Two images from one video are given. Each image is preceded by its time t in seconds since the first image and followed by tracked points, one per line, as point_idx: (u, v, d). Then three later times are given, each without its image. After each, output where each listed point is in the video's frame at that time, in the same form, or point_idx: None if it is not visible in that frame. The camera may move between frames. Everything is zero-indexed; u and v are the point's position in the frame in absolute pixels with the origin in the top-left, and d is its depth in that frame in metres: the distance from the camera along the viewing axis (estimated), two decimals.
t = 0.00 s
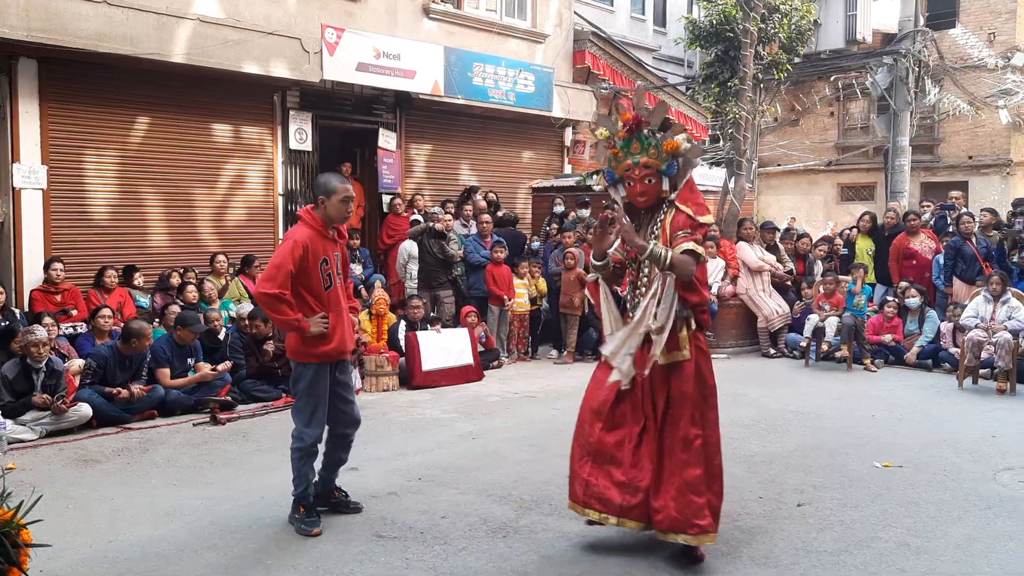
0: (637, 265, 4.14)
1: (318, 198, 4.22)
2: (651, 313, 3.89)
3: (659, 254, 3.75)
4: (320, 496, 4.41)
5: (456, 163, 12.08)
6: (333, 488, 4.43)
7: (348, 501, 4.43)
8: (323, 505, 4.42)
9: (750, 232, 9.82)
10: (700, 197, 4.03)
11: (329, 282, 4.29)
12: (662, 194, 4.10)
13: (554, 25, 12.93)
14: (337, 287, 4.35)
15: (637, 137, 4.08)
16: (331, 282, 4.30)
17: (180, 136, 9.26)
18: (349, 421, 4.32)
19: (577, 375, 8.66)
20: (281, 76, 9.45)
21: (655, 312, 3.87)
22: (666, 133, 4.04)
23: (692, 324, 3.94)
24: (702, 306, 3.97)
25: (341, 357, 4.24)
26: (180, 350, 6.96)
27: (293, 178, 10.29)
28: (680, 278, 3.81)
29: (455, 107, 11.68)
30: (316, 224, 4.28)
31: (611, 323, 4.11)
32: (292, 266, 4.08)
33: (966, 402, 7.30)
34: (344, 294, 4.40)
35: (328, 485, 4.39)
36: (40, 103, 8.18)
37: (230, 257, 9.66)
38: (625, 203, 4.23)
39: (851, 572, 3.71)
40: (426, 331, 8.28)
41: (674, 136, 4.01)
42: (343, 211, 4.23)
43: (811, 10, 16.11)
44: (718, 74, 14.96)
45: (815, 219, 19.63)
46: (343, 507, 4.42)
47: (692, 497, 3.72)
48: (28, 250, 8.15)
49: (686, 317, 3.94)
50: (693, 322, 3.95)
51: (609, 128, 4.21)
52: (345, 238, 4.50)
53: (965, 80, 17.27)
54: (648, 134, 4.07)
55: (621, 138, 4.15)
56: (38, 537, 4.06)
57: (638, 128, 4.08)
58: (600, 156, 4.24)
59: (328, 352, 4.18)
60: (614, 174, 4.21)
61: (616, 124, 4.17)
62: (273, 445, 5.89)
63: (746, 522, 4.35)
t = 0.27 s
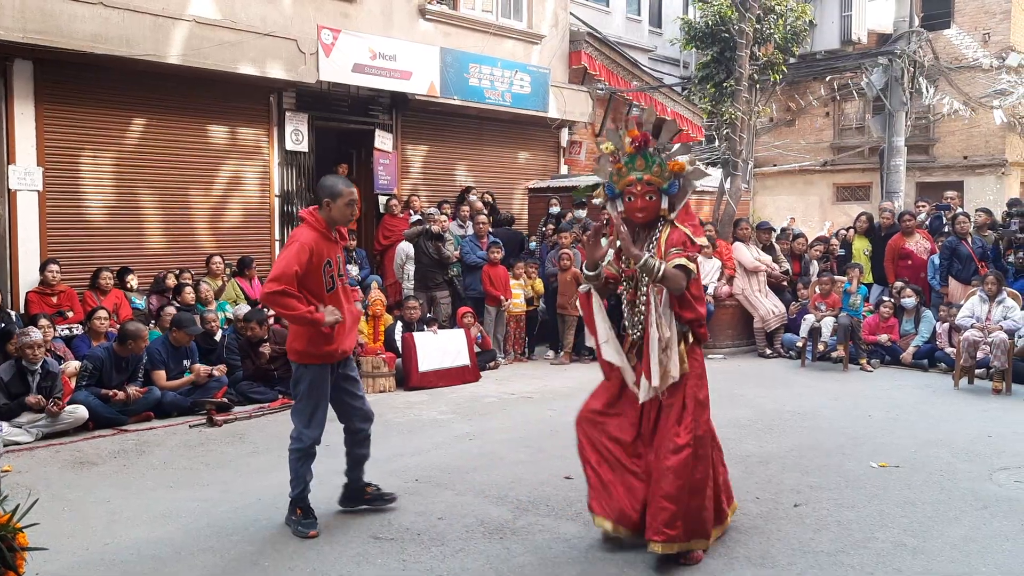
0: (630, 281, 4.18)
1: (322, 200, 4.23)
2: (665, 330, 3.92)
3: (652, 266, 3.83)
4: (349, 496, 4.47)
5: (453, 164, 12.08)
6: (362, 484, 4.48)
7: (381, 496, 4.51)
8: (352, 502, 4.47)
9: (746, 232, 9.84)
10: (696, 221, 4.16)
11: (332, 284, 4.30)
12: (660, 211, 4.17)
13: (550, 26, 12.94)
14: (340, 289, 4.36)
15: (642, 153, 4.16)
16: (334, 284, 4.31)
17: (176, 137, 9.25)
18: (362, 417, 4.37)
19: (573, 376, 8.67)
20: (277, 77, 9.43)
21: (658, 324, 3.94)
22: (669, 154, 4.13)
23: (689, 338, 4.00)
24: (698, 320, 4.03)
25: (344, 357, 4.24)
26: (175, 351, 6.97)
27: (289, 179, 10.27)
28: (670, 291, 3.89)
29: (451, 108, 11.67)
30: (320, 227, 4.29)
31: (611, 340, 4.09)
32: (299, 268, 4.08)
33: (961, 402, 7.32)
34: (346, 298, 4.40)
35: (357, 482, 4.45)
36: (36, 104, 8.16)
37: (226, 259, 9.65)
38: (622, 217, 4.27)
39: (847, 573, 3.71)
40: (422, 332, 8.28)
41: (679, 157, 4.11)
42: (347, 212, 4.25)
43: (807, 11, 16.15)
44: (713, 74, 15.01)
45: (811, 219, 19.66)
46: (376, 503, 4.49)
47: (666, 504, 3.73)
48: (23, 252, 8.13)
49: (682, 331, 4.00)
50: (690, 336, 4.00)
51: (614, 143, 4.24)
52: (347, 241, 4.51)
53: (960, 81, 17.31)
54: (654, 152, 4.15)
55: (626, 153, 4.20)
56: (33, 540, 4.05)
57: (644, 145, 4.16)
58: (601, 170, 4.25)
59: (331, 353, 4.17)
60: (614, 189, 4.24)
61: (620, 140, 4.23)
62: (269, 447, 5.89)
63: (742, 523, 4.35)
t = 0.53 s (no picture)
0: (605, 272, 4.32)
1: (338, 203, 4.20)
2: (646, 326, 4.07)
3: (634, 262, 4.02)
4: (372, 501, 4.46)
5: (450, 165, 12.07)
6: (383, 490, 4.46)
7: (403, 501, 4.49)
8: (375, 509, 4.46)
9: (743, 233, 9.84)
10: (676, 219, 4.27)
11: (348, 287, 4.30)
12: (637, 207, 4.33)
13: (547, 26, 12.94)
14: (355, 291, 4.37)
15: (621, 150, 4.29)
16: (351, 287, 4.32)
17: (173, 139, 9.24)
18: (372, 420, 4.36)
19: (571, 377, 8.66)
20: (273, 79, 9.42)
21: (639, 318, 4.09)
22: (648, 151, 4.26)
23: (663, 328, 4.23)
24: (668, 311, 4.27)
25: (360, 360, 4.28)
26: (173, 354, 6.94)
27: (286, 181, 10.26)
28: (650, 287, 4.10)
29: (448, 109, 11.67)
30: (336, 230, 4.26)
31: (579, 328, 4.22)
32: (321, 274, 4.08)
33: (958, 402, 7.34)
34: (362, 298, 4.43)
35: (377, 486, 4.43)
36: (32, 106, 8.14)
37: (223, 260, 9.63)
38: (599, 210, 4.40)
39: (846, 573, 3.71)
40: (420, 333, 8.27)
41: (655, 153, 4.24)
42: (363, 216, 4.24)
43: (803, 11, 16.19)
44: (710, 75, 14.97)
45: (808, 219, 19.67)
46: (399, 507, 4.47)
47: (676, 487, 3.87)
48: (20, 254, 8.11)
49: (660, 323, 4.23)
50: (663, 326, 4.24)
51: (593, 139, 4.36)
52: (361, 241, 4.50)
53: (956, 81, 17.34)
54: (631, 148, 4.28)
55: (605, 149, 4.32)
56: (31, 543, 4.03)
57: (623, 142, 4.29)
58: (580, 164, 4.39)
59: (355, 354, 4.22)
60: (593, 182, 4.37)
61: (599, 136, 4.36)
62: (267, 448, 5.87)
63: (742, 523, 4.35)
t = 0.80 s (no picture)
0: (582, 266, 4.58)
1: (365, 203, 4.26)
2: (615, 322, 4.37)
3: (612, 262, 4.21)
4: (371, 502, 4.45)
5: (448, 166, 12.07)
6: (383, 491, 4.46)
7: (403, 502, 4.49)
8: (375, 509, 4.45)
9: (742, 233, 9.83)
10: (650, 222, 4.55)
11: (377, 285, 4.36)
12: (617, 205, 4.53)
13: (545, 27, 12.94)
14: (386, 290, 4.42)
15: (606, 149, 4.50)
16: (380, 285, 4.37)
17: (170, 140, 9.24)
18: (389, 420, 4.36)
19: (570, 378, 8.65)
20: (271, 79, 9.41)
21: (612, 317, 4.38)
22: (632, 153, 4.47)
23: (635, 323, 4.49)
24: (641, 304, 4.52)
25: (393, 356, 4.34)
26: (170, 355, 6.93)
27: (284, 182, 10.26)
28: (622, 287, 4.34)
29: (446, 110, 11.66)
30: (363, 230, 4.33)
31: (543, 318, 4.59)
32: (351, 274, 4.15)
33: (956, 402, 7.35)
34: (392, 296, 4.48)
35: (378, 486, 4.43)
36: (29, 107, 8.13)
37: (221, 261, 9.62)
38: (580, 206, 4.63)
39: (846, 573, 3.71)
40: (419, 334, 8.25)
41: (638, 157, 4.48)
42: (389, 214, 4.30)
43: (801, 12, 16.22)
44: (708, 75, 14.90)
45: (806, 219, 19.69)
46: (397, 509, 4.47)
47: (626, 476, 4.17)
48: (17, 255, 8.10)
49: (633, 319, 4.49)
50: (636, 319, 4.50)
51: (580, 136, 4.59)
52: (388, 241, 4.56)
53: (954, 81, 17.36)
54: (616, 149, 4.50)
55: (591, 147, 4.53)
56: (29, 545, 4.03)
57: (610, 142, 4.50)
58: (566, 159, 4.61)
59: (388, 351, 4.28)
60: (576, 178, 4.60)
61: (586, 135, 4.56)
62: (266, 449, 5.87)
63: (741, 523, 4.35)
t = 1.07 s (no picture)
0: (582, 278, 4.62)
1: (383, 204, 4.29)
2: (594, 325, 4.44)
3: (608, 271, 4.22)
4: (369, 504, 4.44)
5: (446, 168, 12.07)
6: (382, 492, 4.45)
7: (401, 504, 4.49)
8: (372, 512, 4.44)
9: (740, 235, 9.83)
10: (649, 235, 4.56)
11: (391, 286, 4.38)
12: (617, 218, 4.52)
13: (543, 29, 12.94)
14: (399, 291, 4.45)
15: (604, 162, 4.48)
16: (394, 286, 4.40)
17: (168, 141, 9.22)
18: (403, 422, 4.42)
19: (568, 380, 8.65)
20: (268, 81, 9.40)
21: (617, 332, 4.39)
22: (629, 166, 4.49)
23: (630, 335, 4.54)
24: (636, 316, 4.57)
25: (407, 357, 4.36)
26: (167, 357, 6.92)
27: (281, 184, 10.25)
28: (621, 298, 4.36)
29: (443, 112, 11.66)
30: (379, 231, 4.35)
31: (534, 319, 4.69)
32: (368, 274, 4.17)
33: (954, 403, 7.35)
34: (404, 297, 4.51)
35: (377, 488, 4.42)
36: (26, 109, 8.12)
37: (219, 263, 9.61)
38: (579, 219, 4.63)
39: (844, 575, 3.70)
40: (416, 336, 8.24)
41: (635, 169, 4.50)
42: (406, 216, 4.33)
43: (798, 13, 16.26)
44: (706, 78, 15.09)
45: (804, 221, 19.72)
46: (396, 511, 4.46)
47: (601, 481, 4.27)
48: (14, 257, 8.08)
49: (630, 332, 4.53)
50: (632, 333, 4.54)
51: (577, 149, 4.57)
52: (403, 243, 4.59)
53: (951, 83, 17.39)
54: (614, 161, 4.50)
55: (589, 160, 4.51)
56: (25, 547, 4.01)
57: (607, 155, 4.48)
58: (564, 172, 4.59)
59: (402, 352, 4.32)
60: (575, 192, 4.59)
61: (583, 146, 4.54)
62: (263, 452, 5.85)
63: (739, 525, 4.34)
